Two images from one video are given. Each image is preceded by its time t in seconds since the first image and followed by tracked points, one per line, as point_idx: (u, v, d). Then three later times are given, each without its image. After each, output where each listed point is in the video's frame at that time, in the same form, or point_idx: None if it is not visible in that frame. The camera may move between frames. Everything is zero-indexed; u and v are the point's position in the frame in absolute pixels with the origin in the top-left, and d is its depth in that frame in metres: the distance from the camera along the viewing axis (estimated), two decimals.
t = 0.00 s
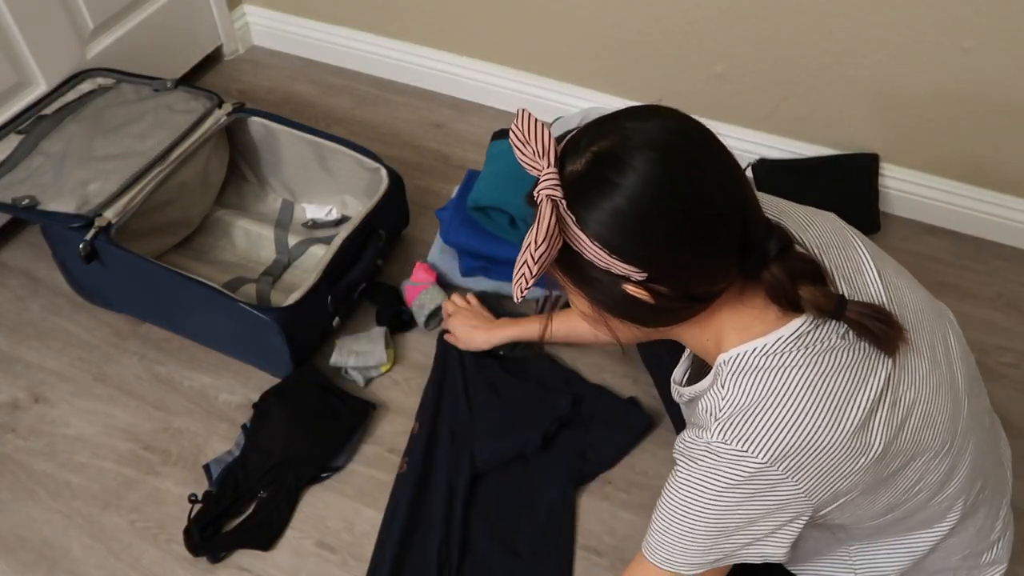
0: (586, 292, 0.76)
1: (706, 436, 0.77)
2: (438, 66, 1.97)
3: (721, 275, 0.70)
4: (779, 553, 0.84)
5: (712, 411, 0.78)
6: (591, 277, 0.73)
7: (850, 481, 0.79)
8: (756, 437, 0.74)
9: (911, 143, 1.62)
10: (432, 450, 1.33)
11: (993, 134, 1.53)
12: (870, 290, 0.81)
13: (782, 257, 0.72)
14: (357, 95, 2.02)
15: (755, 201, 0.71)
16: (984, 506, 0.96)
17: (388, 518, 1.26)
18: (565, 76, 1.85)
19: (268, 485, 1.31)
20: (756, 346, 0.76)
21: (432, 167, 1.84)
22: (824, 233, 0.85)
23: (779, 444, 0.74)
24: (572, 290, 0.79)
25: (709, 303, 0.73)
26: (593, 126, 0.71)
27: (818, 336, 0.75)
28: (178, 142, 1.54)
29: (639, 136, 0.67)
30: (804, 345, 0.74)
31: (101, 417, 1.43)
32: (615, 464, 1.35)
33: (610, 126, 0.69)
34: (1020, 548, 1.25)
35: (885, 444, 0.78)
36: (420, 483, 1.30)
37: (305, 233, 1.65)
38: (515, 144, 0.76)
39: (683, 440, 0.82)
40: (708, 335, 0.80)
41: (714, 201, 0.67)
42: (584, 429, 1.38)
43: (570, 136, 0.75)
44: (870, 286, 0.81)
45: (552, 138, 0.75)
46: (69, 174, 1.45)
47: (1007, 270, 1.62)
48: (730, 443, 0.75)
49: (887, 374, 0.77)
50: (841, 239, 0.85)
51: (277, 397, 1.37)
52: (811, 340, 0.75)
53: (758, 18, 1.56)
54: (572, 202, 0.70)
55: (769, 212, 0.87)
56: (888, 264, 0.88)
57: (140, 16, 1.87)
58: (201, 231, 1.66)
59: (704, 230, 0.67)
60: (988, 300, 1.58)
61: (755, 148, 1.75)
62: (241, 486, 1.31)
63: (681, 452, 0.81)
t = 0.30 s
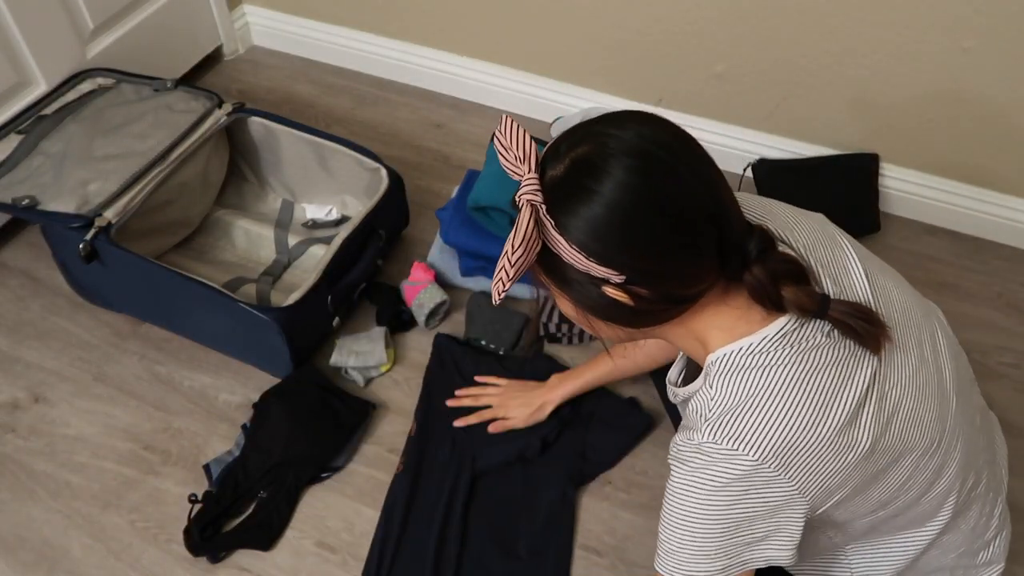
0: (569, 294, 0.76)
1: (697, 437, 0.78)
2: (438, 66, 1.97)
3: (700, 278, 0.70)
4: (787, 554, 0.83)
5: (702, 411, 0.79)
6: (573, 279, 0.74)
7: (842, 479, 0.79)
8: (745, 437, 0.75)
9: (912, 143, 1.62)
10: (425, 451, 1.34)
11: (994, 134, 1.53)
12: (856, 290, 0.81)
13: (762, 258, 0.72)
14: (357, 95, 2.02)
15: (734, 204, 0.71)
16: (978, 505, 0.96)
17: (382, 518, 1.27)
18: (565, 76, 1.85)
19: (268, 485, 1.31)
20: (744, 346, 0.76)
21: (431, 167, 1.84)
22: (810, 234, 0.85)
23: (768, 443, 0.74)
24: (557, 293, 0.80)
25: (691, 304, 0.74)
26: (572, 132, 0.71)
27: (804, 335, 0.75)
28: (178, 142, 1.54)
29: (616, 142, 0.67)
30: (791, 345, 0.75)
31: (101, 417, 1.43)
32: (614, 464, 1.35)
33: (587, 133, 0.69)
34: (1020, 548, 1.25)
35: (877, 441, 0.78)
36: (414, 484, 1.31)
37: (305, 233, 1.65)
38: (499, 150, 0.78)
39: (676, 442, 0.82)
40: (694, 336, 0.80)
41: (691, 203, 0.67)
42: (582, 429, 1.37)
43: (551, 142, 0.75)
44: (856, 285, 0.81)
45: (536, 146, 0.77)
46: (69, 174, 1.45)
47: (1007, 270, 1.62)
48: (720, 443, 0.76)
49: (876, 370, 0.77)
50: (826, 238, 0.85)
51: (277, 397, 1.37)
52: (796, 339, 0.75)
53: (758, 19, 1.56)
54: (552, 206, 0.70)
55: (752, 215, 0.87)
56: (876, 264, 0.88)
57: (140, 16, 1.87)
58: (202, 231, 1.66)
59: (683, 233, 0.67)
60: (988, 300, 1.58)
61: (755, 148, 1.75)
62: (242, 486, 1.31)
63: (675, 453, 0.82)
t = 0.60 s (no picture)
0: (594, 265, 0.76)
1: (717, 414, 0.77)
2: (438, 66, 1.97)
3: (729, 251, 0.70)
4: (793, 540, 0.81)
5: (724, 389, 0.78)
6: (598, 250, 0.73)
7: (857, 468, 0.79)
8: (768, 415, 0.73)
9: (911, 144, 1.62)
10: (428, 450, 1.34)
11: (993, 135, 1.53)
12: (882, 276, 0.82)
13: (793, 235, 0.73)
14: (357, 95, 2.02)
15: (767, 180, 0.71)
16: (985, 503, 0.97)
17: (386, 518, 1.27)
18: (565, 76, 1.85)
19: (268, 485, 1.31)
20: (772, 326, 0.75)
21: (432, 167, 1.84)
22: (840, 219, 0.85)
23: (792, 423, 0.73)
24: (582, 266, 0.79)
25: (718, 280, 0.73)
26: (607, 100, 0.71)
27: (834, 320, 0.75)
28: (178, 142, 1.54)
29: (652, 111, 0.67)
30: (821, 327, 0.74)
31: (101, 417, 1.43)
32: (615, 464, 1.35)
33: (623, 101, 0.70)
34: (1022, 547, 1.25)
35: (894, 430, 0.78)
36: (416, 482, 1.31)
37: (305, 233, 1.65)
38: (529, 119, 0.78)
39: (693, 420, 0.80)
40: (717, 312, 0.80)
41: (723, 176, 0.67)
42: (583, 428, 1.37)
43: (585, 112, 0.75)
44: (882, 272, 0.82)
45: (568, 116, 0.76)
46: (69, 174, 1.45)
47: (1007, 271, 1.62)
48: (742, 420, 0.74)
49: (899, 361, 0.77)
50: (856, 226, 0.85)
51: (277, 397, 1.37)
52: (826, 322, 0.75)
53: (757, 19, 1.56)
54: (583, 173, 0.71)
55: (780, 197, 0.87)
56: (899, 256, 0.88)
57: (141, 16, 1.87)
58: (202, 231, 1.66)
59: (714, 205, 0.67)
60: (988, 299, 1.58)
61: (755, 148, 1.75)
62: (241, 486, 1.31)
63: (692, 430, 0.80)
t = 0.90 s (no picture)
0: (602, 252, 0.76)
1: (739, 409, 0.75)
2: (439, 66, 1.97)
3: (738, 242, 0.70)
4: (821, 534, 0.80)
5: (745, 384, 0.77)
6: (606, 236, 0.74)
7: (878, 458, 0.79)
8: (793, 406, 0.73)
9: (911, 144, 1.62)
10: (429, 450, 1.34)
11: (993, 135, 1.54)
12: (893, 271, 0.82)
13: (805, 227, 0.72)
14: (357, 95, 2.02)
15: (779, 172, 0.71)
16: (992, 500, 0.97)
17: (386, 519, 1.27)
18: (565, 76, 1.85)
19: (268, 485, 1.31)
20: (787, 316, 0.75)
21: (431, 167, 1.84)
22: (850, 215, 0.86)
23: (816, 413, 0.73)
24: (591, 252, 0.79)
25: (727, 270, 0.74)
26: (621, 87, 0.71)
27: (849, 309, 0.76)
28: (178, 142, 1.54)
29: (667, 98, 0.67)
30: (835, 314, 0.75)
31: (101, 417, 1.43)
32: (615, 464, 1.35)
33: (638, 88, 0.70)
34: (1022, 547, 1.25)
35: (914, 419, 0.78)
36: (416, 482, 1.31)
37: (305, 233, 1.65)
38: (543, 104, 0.78)
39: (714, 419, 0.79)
40: (723, 302, 0.79)
41: (735, 167, 0.67)
42: (583, 429, 1.37)
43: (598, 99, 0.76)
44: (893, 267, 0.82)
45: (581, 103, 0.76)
46: (69, 174, 1.45)
47: (1008, 271, 1.62)
48: (767, 414, 0.73)
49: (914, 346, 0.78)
50: (866, 223, 0.86)
51: (277, 397, 1.37)
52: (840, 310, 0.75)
53: (757, 19, 1.56)
54: (593, 160, 0.71)
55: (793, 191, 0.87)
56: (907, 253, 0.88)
57: (141, 16, 1.87)
58: (202, 231, 1.66)
59: (725, 195, 0.67)
60: (988, 300, 1.58)
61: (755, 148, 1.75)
62: (242, 486, 1.31)
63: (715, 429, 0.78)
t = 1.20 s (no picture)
0: (590, 246, 0.76)
1: (719, 402, 0.77)
2: (439, 66, 1.97)
3: (724, 238, 0.70)
4: (800, 523, 0.81)
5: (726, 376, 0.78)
6: (595, 231, 0.74)
7: (861, 453, 0.79)
8: (770, 401, 0.74)
9: (911, 144, 1.62)
10: (429, 450, 1.34)
11: (993, 136, 1.54)
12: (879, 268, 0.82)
13: (788, 226, 0.73)
14: (358, 95, 2.02)
15: (767, 170, 0.71)
16: (986, 497, 0.97)
17: (386, 518, 1.27)
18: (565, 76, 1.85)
19: (268, 485, 1.31)
20: (770, 312, 0.75)
21: (432, 167, 1.84)
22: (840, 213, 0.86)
23: (793, 409, 0.73)
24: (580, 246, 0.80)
25: (713, 266, 0.74)
26: (612, 85, 0.71)
27: (833, 306, 0.75)
28: (178, 142, 1.54)
29: (656, 97, 0.67)
30: (819, 311, 0.75)
31: (101, 417, 1.43)
32: (614, 464, 1.35)
33: (628, 86, 0.69)
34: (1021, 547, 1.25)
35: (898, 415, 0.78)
36: (416, 482, 1.31)
37: (305, 233, 1.65)
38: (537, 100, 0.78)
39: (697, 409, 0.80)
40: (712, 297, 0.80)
41: (723, 165, 0.67)
42: (583, 428, 1.37)
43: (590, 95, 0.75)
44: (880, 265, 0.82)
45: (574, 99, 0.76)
46: (69, 174, 1.45)
47: (1008, 271, 1.62)
48: (744, 408, 0.74)
49: (899, 344, 0.77)
50: (855, 220, 0.86)
51: (277, 397, 1.37)
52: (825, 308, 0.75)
53: (757, 19, 1.56)
54: (583, 155, 0.71)
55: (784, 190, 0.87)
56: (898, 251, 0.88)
57: (141, 16, 1.87)
58: (202, 231, 1.66)
59: (711, 194, 0.67)
60: (988, 299, 1.58)
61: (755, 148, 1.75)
62: (242, 486, 1.31)
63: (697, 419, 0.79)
